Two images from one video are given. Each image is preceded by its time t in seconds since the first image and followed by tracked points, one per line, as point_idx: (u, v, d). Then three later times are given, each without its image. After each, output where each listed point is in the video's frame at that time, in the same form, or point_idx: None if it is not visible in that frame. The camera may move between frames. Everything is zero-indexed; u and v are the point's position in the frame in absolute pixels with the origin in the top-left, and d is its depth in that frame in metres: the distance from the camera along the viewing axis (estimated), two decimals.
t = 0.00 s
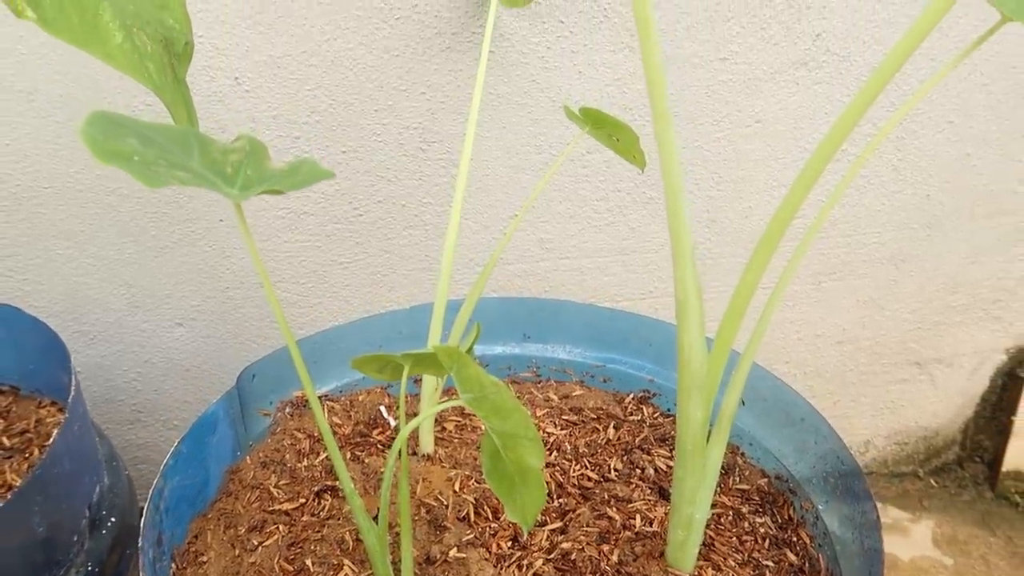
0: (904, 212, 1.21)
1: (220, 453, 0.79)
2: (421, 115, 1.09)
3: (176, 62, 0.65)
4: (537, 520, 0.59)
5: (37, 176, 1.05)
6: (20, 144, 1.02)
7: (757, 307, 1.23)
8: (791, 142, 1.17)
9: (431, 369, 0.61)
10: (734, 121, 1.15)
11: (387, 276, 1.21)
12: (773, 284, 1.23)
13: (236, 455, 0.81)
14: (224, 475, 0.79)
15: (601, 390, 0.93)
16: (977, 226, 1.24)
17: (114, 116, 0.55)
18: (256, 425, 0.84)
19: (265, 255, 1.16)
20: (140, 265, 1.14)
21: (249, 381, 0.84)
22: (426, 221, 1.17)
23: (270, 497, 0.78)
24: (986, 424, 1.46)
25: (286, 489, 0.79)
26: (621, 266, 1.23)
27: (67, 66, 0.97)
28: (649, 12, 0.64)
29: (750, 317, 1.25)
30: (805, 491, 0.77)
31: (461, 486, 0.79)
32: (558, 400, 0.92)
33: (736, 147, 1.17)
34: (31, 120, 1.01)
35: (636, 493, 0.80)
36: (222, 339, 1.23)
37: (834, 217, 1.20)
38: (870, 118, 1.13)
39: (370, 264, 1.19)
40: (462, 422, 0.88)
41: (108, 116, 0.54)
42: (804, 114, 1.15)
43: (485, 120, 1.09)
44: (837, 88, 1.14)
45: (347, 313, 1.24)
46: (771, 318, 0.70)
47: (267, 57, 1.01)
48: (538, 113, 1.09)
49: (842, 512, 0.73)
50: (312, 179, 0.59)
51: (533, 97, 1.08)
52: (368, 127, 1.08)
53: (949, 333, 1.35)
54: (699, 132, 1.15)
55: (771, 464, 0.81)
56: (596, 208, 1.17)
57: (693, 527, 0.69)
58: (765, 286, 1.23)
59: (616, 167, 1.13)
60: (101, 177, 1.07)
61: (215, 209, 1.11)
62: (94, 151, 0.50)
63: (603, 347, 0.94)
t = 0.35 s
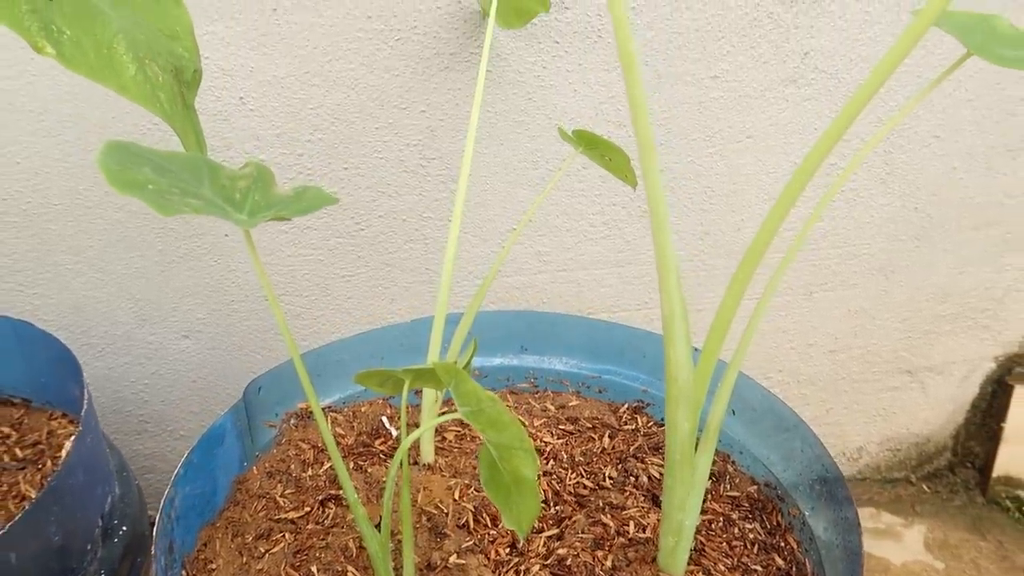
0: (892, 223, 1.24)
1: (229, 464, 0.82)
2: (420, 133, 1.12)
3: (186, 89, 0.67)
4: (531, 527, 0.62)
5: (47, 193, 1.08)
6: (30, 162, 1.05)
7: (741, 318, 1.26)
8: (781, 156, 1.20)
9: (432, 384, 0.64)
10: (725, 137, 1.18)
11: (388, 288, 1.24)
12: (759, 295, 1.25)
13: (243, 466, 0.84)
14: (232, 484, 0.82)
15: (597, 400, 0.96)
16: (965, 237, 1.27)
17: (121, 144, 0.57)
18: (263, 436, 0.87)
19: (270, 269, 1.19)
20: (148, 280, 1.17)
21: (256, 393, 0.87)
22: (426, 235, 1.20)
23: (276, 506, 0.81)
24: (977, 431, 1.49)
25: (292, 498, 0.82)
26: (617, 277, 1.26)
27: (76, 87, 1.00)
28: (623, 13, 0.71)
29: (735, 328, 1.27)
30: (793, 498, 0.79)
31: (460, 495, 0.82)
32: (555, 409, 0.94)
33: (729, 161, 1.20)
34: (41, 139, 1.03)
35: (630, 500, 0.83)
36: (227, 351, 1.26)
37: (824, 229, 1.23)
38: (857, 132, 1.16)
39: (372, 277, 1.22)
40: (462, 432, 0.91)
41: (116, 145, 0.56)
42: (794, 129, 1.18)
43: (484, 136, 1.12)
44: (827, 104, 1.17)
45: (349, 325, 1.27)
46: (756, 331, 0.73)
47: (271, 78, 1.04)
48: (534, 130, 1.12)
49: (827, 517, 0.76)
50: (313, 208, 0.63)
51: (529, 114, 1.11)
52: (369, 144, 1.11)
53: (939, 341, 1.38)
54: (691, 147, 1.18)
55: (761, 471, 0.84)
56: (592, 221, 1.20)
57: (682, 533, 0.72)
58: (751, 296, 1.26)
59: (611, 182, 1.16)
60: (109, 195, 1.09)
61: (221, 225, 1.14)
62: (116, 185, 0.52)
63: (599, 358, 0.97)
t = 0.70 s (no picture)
0: (884, 234, 1.27)
1: (240, 471, 0.85)
2: (424, 148, 1.15)
3: (202, 111, 0.69)
4: (533, 529, 0.65)
5: (62, 208, 1.11)
6: (46, 179, 1.08)
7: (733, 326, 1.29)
8: (776, 169, 1.24)
9: (437, 394, 0.67)
10: (721, 150, 1.21)
11: (392, 299, 1.27)
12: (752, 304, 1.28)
13: (254, 473, 0.87)
14: (243, 491, 0.85)
15: (597, 408, 0.99)
16: (955, 247, 1.30)
17: (142, 165, 0.59)
18: (273, 444, 0.90)
19: (277, 281, 1.22)
20: (159, 293, 1.20)
21: (267, 403, 0.90)
22: (429, 248, 1.23)
23: (286, 512, 0.84)
24: (970, 436, 1.52)
25: (301, 504, 0.85)
26: (616, 288, 1.29)
27: (91, 105, 1.03)
28: (612, 14, 0.74)
29: (729, 336, 1.30)
30: (785, 502, 0.82)
31: (464, 500, 0.85)
32: (556, 417, 0.97)
33: (724, 174, 1.23)
34: (57, 156, 1.06)
35: (628, 505, 0.86)
36: (236, 361, 1.29)
37: (817, 239, 1.26)
38: (848, 145, 1.19)
39: (376, 288, 1.26)
40: (465, 439, 0.93)
41: (137, 165, 0.58)
42: (788, 143, 1.21)
43: (486, 151, 1.15)
44: (819, 118, 1.20)
45: (354, 335, 1.30)
46: (748, 340, 0.76)
47: (279, 95, 1.08)
48: (534, 144, 1.15)
49: (819, 520, 0.79)
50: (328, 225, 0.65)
51: (529, 130, 1.14)
52: (374, 159, 1.15)
53: (932, 349, 1.41)
54: (688, 160, 1.21)
55: (755, 477, 0.86)
56: (591, 233, 1.23)
57: (678, 536, 0.75)
58: (746, 305, 1.29)
59: (610, 195, 1.20)
60: (122, 209, 1.12)
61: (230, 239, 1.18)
62: (139, 207, 0.55)
63: (599, 368, 1.00)
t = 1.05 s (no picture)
0: (880, 244, 1.30)
1: (256, 477, 0.88)
2: (431, 162, 1.18)
3: (222, 132, 0.73)
4: (541, 532, 0.68)
5: (80, 221, 1.14)
6: (63, 193, 1.11)
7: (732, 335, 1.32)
8: (774, 182, 1.27)
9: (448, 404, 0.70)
10: (720, 163, 1.24)
11: (400, 308, 1.30)
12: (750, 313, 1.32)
13: (269, 478, 0.90)
14: (259, 496, 0.88)
15: (600, 415, 1.02)
16: (951, 257, 1.33)
17: (170, 188, 0.63)
18: (287, 451, 0.93)
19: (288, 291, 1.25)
20: (172, 303, 1.23)
21: (282, 411, 0.93)
22: (435, 258, 1.26)
23: (301, 516, 0.87)
24: (966, 443, 1.54)
25: (315, 508, 0.88)
26: (618, 297, 1.32)
27: (109, 122, 1.06)
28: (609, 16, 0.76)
29: (729, 344, 1.33)
30: (783, 507, 0.85)
31: (472, 505, 0.88)
32: (560, 424, 1.00)
33: (724, 187, 1.26)
34: (75, 172, 1.10)
35: (631, 510, 0.89)
36: (248, 369, 1.32)
37: (815, 249, 1.29)
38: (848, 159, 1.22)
39: (384, 298, 1.29)
40: (472, 445, 0.96)
41: (167, 187, 0.63)
42: (785, 156, 1.25)
43: (491, 165, 1.18)
44: (817, 131, 1.23)
45: (363, 343, 1.33)
46: (747, 350, 0.79)
47: (291, 111, 1.11)
48: (539, 158, 1.19)
49: (815, 524, 0.82)
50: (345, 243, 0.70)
51: (534, 144, 1.17)
52: (383, 173, 1.18)
53: (928, 357, 1.44)
54: (688, 173, 1.24)
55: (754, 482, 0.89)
56: (593, 244, 1.26)
57: (679, 540, 0.78)
58: (745, 314, 1.32)
59: (612, 207, 1.23)
60: (137, 222, 1.15)
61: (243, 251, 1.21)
62: (167, 223, 0.59)
63: (602, 376, 1.03)
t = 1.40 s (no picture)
0: (874, 257, 1.33)
1: (267, 485, 0.91)
2: (435, 178, 1.21)
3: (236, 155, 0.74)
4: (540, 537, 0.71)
5: (95, 236, 1.18)
6: (80, 209, 1.15)
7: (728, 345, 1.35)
8: (769, 197, 1.30)
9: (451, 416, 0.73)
10: (717, 179, 1.28)
11: (405, 320, 1.34)
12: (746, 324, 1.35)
13: (280, 486, 0.93)
14: (270, 503, 0.91)
15: (599, 425, 1.05)
16: (943, 269, 1.36)
17: (189, 210, 0.66)
18: (297, 460, 0.96)
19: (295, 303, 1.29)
20: (184, 315, 1.27)
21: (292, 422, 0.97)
22: (439, 271, 1.30)
23: (310, 522, 0.90)
24: (960, 451, 1.57)
25: (323, 514, 0.91)
26: (618, 309, 1.35)
27: (124, 141, 1.10)
28: (593, 21, 0.79)
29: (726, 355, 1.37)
30: (774, 514, 0.89)
31: (475, 511, 0.91)
32: (560, 433, 1.04)
33: (720, 202, 1.30)
34: (91, 189, 1.13)
35: (628, 517, 0.92)
36: (257, 380, 1.35)
37: (809, 262, 1.32)
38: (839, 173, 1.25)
39: (390, 309, 1.32)
40: (475, 454, 1.00)
41: (186, 209, 0.66)
42: (780, 171, 1.28)
43: (494, 181, 1.22)
44: (810, 148, 1.27)
45: (369, 354, 1.36)
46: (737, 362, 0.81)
47: (299, 129, 1.15)
48: (540, 174, 1.22)
49: (804, 530, 0.85)
50: (353, 262, 0.74)
51: (535, 160, 1.21)
52: (389, 189, 1.21)
53: (922, 367, 1.47)
54: (685, 189, 1.28)
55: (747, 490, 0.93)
56: (594, 257, 1.29)
57: (674, 546, 0.81)
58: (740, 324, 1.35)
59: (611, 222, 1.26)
60: (150, 237, 1.19)
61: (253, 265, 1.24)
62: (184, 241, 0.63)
63: (601, 387, 1.06)
